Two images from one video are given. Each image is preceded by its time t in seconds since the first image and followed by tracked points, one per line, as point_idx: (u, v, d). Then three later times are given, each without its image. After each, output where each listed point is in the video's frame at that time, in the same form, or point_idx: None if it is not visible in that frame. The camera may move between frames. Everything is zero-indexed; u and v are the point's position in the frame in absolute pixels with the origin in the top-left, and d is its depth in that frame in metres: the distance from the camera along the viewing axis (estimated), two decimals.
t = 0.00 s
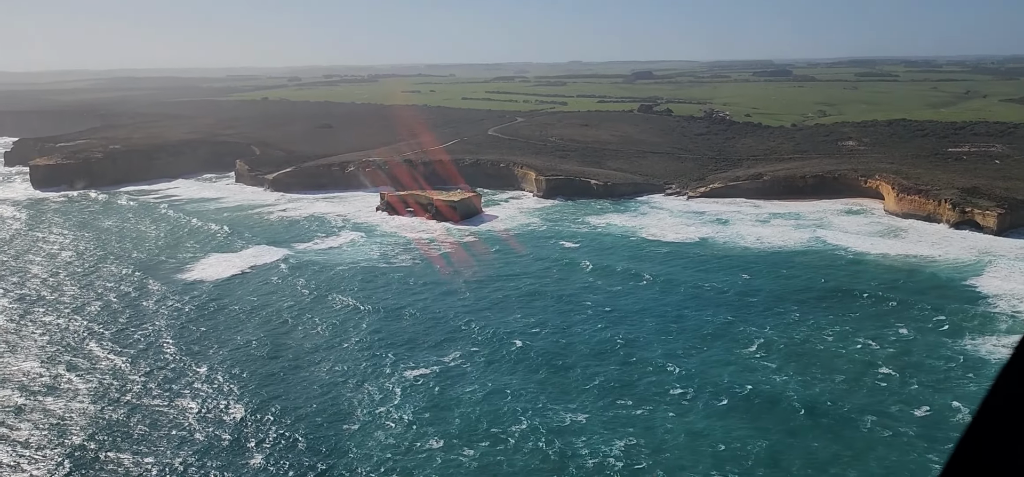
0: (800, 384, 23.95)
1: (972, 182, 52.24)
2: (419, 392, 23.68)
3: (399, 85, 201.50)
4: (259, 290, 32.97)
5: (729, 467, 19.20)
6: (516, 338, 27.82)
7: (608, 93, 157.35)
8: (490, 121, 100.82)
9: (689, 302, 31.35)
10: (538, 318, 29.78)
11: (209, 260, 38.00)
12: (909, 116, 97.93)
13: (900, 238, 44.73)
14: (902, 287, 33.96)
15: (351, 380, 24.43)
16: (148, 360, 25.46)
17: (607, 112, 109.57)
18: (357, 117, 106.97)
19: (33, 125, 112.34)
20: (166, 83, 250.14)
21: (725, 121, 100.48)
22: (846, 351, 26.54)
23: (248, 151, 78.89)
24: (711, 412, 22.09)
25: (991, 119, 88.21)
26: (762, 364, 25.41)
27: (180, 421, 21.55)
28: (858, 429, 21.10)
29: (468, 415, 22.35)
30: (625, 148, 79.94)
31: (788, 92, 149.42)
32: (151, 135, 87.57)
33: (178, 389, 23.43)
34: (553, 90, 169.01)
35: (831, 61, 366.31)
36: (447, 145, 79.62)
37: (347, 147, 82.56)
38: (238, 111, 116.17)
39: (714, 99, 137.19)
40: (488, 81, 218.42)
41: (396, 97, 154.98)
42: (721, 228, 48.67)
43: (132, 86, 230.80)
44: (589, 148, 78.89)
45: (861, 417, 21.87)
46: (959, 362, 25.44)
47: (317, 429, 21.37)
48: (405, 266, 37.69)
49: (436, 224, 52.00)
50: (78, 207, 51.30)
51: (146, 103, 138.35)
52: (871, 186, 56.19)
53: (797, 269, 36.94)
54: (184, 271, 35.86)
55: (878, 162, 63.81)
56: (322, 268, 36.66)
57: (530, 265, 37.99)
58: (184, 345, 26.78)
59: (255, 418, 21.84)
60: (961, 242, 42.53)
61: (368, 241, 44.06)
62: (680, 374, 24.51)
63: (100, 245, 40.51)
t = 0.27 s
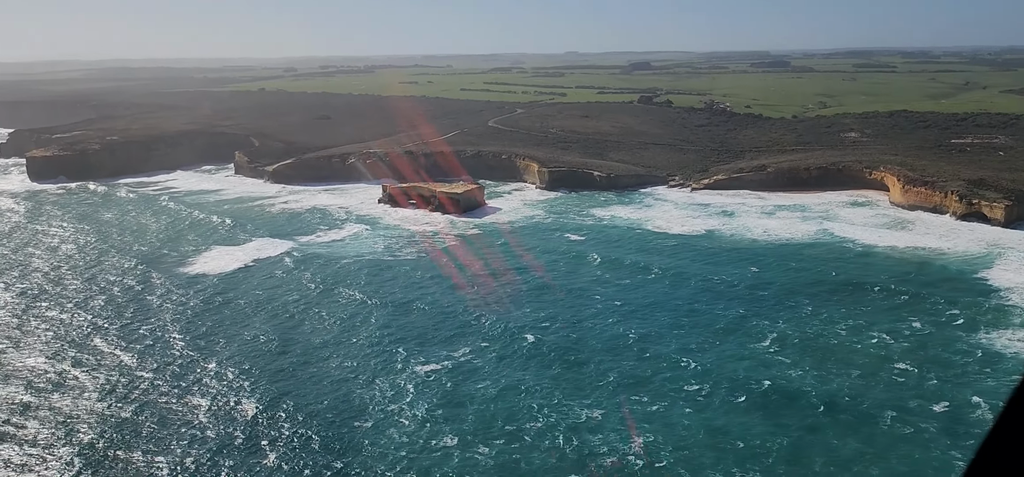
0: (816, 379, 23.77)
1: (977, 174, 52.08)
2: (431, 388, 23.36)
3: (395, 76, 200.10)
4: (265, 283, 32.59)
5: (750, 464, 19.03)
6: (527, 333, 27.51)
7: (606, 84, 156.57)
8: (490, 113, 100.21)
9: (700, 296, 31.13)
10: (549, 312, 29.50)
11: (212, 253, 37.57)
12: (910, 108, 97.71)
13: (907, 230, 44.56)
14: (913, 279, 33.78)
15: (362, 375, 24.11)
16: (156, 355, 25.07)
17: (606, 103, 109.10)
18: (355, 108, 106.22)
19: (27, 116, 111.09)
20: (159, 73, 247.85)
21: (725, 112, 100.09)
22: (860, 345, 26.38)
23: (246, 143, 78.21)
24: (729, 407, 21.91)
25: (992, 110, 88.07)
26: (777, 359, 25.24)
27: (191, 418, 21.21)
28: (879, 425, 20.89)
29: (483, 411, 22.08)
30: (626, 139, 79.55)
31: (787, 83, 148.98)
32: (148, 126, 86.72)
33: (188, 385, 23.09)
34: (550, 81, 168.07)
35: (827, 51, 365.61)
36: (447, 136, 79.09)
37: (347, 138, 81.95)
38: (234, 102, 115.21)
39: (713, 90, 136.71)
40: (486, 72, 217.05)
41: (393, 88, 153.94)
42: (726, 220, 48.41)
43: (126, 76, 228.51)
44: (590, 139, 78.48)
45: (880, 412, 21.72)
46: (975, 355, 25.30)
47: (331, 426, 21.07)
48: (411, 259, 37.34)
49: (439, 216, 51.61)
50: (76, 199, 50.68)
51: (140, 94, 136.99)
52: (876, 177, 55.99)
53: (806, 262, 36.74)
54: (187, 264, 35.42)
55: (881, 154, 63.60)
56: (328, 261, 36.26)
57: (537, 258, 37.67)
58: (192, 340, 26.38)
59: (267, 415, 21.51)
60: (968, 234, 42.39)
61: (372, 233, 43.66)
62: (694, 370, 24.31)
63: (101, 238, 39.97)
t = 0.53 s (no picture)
0: (831, 375, 23.52)
1: (980, 167, 51.89)
2: (443, 385, 22.99)
3: (391, 68, 198.86)
4: (269, 279, 32.12)
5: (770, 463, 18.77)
6: (538, 329, 27.17)
7: (604, 76, 156.02)
8: (488, 105, 99.60)
9: (710, 292, 30.86)
10: (558, 308, 29.14)
11: (213, 247, 37.04)
12: (909, 100, 97.55)
13: (912, 223, 44.36)
14: (922, 273, 33.55)
15: (373, 373, 23.73)
16: (162, 352, 24.62)
17: (605, 95, 108.59)
18: (352, 100, 105.41)
19: (20, 109, 109.81)
20: (152, 65, 245.76)
21: (724, 104, 99.75)
22: (874, 341, 26.14)
23: (243, 136, 77.43)
24: (745, 405, 21.66)
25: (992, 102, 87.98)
26: (791, 355, 24.97)
27: (200, 417, 20.80)
28: (897, 423, 20.68)
29: (497, 409, 21.74)
30: (626, 132, 79.13)
31: (785, 75, 148.66)
32: (143, 119, 85.77)
33: (196, 383, 22.66)
34: (548, 73, 167.37)
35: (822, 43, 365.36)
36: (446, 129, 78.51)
37: (345, 131, 81.26)
38: (230, 94, 114.18)
39: (711, 82, 136.26)
40: (481, 65, 215.79)
41: (390, 80, 152.92)
42: (730, 213, 48.11)
43: (119, 68, 226.37)
44: (590, 132, 78.04)
45: (897, 408, 21.50)
46: (990, 351, 25.09)
47: (343, 425, 20.69)
48: (415, 254, 36.91)
49: (441, 210, 51.15)
50: (73, 192, 50.00)
51: (134, 86, 135.60)
52: (879, 170, 55.76)
53: (813, 256, 36.48)
54: (189, 259, 34.89)
55: (883, 146, 63.38)
56: (332, 256, 35.79)
57: (543, 252, 37.30)
58: (197, 336, 25.92)
59: (278, 413, 21.13)
60: (974, 227, 42.22)
61: (374, 227, 43.19)
62: (708, 367, 24.03)
63: (100, 232, 39.38)
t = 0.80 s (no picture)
0: (846, 373, 23.26)
1: (983, 161, 51.78)
2: (455, 385, 22.62)
3: (386, 62, 197.61)
4: (272, 276, 31.61)
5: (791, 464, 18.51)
6: (549, 326, 26.85)
7: (600, 70, 155.44)
8: (485, 99, 99.02)
9: (719, 289, 30.55)
10: (567, 306, 28.78)
11: (214, 244, 36.48)
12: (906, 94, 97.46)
13: (916, 218, 44.20)
14: (930, 269, 33.34)
15: (383, 373, 23.33)
16: (167, 352, 24.11)
17: (602, 90, 108.14)
18: (348, 95, 104.62)
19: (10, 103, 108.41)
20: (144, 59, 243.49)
21: (722, 99, 99.50)
22: (887, 338, 25.89)
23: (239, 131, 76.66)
24: (761, 405, 21.39)
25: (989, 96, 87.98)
26: (804, 352, 24.71)
27: (209, 419, 20.35)
28: (916, 421, 20.44)
29: (510, 409, 21.38)
30: (625, 126, 78.75)
31: (780, 70, 148.46)
32: (137, 114, 84.81)
33: (204, 383, 22.21)
34: (543, 67, 166.69)
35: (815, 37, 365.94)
36: (444, 124, 77.94)
37: (341, 126, 80.58)
38: (224, 89, 113.15)
39: (707, 76, 135.96)
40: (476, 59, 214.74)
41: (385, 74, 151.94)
42: (733, 208, 47.84)
43: (110, 62, 224.21)
44: (589, 126, 77.62)
45: (914, 406, 21.26)
46: (1004, 348, 24.88)
47: (356, 427, 20.29)
48: (419, 250, 36.46)
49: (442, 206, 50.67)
50: (68, 188, 49.28)
51: (126, 80, 134.13)
52: (880, 164, 55.60)
53: (820, 252, 36.23)
54: (190, 256, 34.33)
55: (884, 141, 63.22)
56: (335, 252, 35.30)
57: (548, 248, 36.93)
58: (202, 335, 25.42)
59: (288, 414, 20.71)
60: (978, 222, 42.10)
61: (376, 223, 42.69)
62: (722, 365, 23.74)
63: (98, 229, 38.72)
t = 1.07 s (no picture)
0: (861, 370, 23.04)
1: (983, 155, 51.72)
2: (467, 384, 22.28)
3: (379, 55, 196.24)
4: (276, 273, 31.11)
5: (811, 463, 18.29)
6: (559, 323, 26.52)
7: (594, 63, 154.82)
8: (481, 93, 98.39)
9: (728, 284, 30.28)
10: (576, 302, 28.44)
11: (214, 240, 35.90)
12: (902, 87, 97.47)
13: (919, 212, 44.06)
14: (937, 263, 33.19)
15: (393, 371, 22.96)
16: (172, 351, 23.64)
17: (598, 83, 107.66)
18: (342, 89, 103.80)
19: None
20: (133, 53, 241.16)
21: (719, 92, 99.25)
22: (899, 334, 25.68)
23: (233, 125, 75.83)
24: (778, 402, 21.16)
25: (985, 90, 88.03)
26: (817, 349, 24.48)
27: (219, 420, 19.95)
28: (934, 419, 20.26)
29: (525, 408, 21.07)
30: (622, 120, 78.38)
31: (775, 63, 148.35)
32: (129, 108, 83.71)
33: (212, 383, 21.78)
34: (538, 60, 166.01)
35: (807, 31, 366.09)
36: (440, 118, 77.35)
37: (337, 120, 79.86)
38: (216, 83, 111.96)
39: (703, 70, 135.66)
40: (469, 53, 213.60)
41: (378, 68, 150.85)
42: (735, 202, 47.59)
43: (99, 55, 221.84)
44: (586, 120, 77.21)
45: (930, 403, 21.08)
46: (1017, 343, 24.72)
47: (369, 428, 19.92)
48: (422, 246, 36.02)
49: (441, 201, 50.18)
50: (63, 183, 48.51)
51: (116, 74, 132.60)
52: (880, 158, 55.47)
53: (826, 246, 36.01)
54: (190, 252, 33.77)
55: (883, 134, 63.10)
56: (338, 249, 34.81)
57: (552, 243, 36.57)
58: (207, 333, 24.95)
59: (299, 415, 20.33)
60: (981, 216, 42.03)
61: (376, 219, 42.19)
62: (735, 362, 23.49)
63: (94, 225, 38.06)
